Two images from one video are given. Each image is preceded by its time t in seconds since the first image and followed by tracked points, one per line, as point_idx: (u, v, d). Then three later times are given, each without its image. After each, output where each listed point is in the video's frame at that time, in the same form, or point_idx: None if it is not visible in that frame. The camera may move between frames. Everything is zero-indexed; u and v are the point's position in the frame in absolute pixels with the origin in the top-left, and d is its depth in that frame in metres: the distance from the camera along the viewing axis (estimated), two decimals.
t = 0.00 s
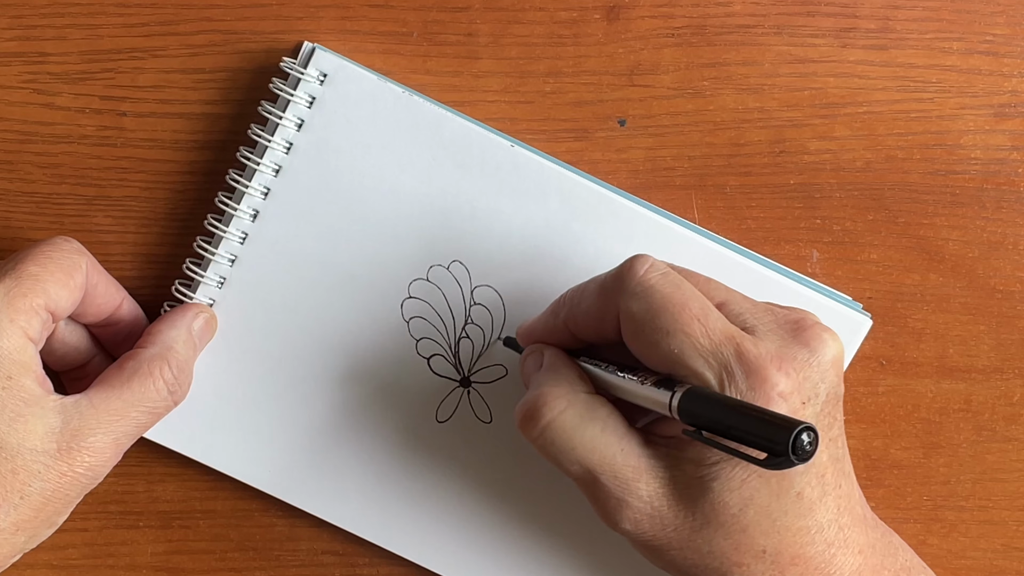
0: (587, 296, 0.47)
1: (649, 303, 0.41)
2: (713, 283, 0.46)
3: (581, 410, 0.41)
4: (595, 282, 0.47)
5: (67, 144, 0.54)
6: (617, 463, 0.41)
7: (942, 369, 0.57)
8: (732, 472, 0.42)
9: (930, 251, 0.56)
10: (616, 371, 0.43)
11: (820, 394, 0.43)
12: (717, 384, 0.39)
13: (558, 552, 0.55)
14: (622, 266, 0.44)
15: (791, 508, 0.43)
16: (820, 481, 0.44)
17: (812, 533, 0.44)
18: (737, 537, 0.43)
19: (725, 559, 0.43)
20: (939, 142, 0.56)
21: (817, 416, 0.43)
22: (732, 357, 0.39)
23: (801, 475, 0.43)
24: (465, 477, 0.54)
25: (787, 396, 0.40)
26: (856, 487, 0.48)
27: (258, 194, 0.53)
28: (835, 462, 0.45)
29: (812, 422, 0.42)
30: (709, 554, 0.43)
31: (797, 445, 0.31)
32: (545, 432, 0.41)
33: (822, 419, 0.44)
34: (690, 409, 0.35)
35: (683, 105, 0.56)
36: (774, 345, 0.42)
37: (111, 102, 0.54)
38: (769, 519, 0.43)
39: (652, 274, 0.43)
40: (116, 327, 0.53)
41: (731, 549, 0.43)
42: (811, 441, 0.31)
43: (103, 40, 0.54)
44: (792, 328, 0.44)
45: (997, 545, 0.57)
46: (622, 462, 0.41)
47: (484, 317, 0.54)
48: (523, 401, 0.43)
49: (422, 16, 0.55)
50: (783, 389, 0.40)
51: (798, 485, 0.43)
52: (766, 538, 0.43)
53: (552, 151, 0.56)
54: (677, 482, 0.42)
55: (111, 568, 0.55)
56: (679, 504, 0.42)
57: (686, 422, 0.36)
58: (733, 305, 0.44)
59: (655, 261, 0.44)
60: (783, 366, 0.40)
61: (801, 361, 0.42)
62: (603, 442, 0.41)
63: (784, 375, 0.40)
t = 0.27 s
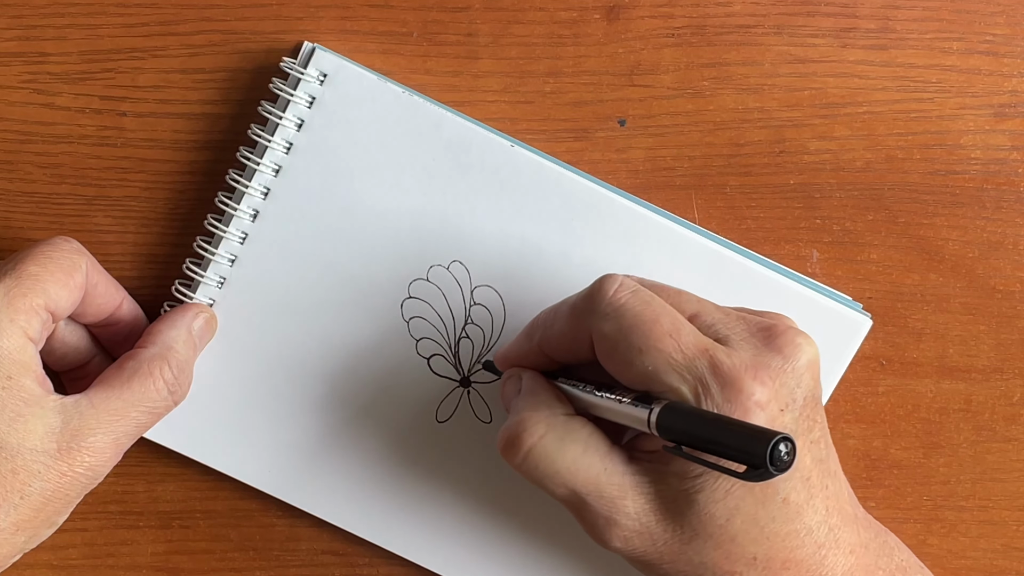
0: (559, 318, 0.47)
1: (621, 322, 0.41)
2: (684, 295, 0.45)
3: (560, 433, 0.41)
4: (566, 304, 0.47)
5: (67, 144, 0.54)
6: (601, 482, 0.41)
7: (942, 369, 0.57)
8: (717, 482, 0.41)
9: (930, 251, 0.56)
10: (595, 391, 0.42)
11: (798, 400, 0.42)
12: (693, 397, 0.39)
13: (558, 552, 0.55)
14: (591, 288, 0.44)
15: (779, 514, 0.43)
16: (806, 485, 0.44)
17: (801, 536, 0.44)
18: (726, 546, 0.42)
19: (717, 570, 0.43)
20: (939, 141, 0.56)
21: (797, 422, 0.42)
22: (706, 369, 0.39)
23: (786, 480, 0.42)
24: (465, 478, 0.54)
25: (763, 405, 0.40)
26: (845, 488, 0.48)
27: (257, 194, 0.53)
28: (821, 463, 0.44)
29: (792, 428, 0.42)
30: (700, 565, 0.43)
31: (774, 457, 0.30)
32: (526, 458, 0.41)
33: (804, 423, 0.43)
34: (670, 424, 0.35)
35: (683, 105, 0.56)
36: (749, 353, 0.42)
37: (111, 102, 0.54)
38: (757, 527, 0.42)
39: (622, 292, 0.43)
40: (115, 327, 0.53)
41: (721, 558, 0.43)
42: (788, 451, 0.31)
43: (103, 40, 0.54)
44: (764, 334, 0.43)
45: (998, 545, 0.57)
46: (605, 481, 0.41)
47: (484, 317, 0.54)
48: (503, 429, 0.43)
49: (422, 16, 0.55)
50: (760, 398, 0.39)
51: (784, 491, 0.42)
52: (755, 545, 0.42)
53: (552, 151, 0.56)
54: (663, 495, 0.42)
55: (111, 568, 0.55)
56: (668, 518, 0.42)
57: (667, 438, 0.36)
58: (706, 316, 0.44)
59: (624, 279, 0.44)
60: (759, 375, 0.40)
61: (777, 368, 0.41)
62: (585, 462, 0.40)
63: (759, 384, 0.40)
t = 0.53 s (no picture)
0: (606, 258, 0.45)
1: (672, 273, 0.42)
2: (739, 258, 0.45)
3: (603, 378, 0.42)
4: (610, 242, 0.46)
5: (67, 145, 0.54)
6: (634, 433, 0.42)
7: (942, 369, 0.57)
8: (746, 451, 0.42)
9: (930, 251, 0.56)
10: (629, 336, 0.42)
11: (835, 378, 0.44)
12: (735, 360, 0.40)
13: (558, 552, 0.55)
14: (645, 233, 0.44)
15: (800, 493, 0.43)
16: (829, 469, 0.44)
17: (819, 520, 0.45)
18: (745, 517, 0.43)
19: (733, 539, 0.44)
20: (939, 142, 0.56)
21: (832, 401, 0.44)
22: (755, 335, 0.40)
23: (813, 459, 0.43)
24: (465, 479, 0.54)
25: (806, 376, 0.41)
26: (860, 478, 0.49)
27: (257, 193, 0.53)
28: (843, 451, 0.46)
29: (826, 405, 0.44)
30: (718, 532, 0.44)
31: (820, 446, 0.31)
32: (564, 401, 0.43)
33: (837, 406, 0.44)
34: (710, 386, 0.36)
35: (683, 105, 0.56)
36: (796, 324, 0.43)
37: (111, 102, 0.54)
38: (778, 502, 0.43)
39: (678, 245, 0.43)
40: (123, 353, 0.52)
41: (739, 529, 0.44)
42: (833, 442, 0.31)
43: (103, 40, 0.54)
44: (815, 312, 0.45)
45: (998, 545, 0.57)
46: (639, 431, 0.42)
47: (484, 322, 0.54)
48: (540, 365, 0.44)
49: (422, 16, 0.55)
50: (804, 369, 0.41)
51: (810, 470, 0.43)
52: (772, 521, 0.44)
53: (552, 151, 0.56)
54: (693, 455, 0.43)
55: (111, 568, 0.55)
56: (693, 476, 0.43)
57: (703, 400, 0.36)
58: (757, 284, 0.45)
59: (680, 231, 0.44)
60: (803, 346, 0.42)
61: (819, 343, 0.43)
62: (624, 412, 0.42)
63: (803, 355, 0.42)
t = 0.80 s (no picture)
0: (577, 267, 0.46)
1: (642, 279, 0.42)
2: (706, 260, 0.46)
3: (574, 390, 0.42)
4: (585, 253, 0.46)
5: (67, 145, 0.54)
6: (612, 441, 0.42)
7: (942, 369, 0.57)
8: (725, 452, 0.42)
9: (930, 251, 0.56)
10: (601, 343, 0.43)
11: (810, 374, 0.43)
12: (708, 362, 0.40)
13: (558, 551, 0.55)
14: (614, 241, 0.44)
15: (785, 490, 0.43)
16: (813, 464, 0.44)
17: (806, 516, 0.45)
18: (731, 517, 0.43)
19: (720, 539, 0.44)
20: (939, 142, 0.56)
21: (809, 397, 0.43)
22: (725, 335, 0.40)
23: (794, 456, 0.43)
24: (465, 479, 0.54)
25: (779, 375, 0.41)
26: (849, 474, 0.49)
27: (254, 198, 0.53)
28: (827, 444, 0.45)
29: (803, 403, 0.43)
30: (704, 532, 0.44)
31: (789, 439, 0.31)
32: (542, 416, 0.43)
33: (814, 401, 0.44)
34: (679, 390, 0.36)
35: (683, 105, 0.56)
36: (766, 323, 0.43)
37: (111, 102, 0.54)
38: (763, 501, 0.43)
39: (645, 252, 0.43)
40: (125, 358, 0.52)
41: (726, 529, 0.43)
42: (802, 434, 0.32)
43: (103, 40, 0.54)
44: (785, 308, 0.44)
45: (998, 545, 0.57)
46: (617, 440, 0.42)
47: (483, 323, 0.54)
48: (518, 382, 0.44)
49: (422, 16, 0.55)
50: (776, 368, 0.41)
51: (792, 467, 0.43)
52: (759, 519, 0.43)
53: (552, 151, 0.56)
54: (672, 460, 0.43)
55: (111, 568, 0.55)
56: (675, 482, 0.43)
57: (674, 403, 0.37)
58: (726, 285, 0.45)
59: (648, 238, 0.44)
60: (776, 346, 0.41)
61: (793, 341, 0.43)
62: (599, 421, 0.42)
63: (776, 354, 0.41)
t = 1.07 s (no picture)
0: (578, 266, 0.46)
1: (643, 278, 0.42)
2: (707, 259, 0.46)
3: (575, 389, 0.42)
4: (586, 252, 0.46)
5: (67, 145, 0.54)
6: (614, 440, 0.42)
7: (942, 369, 0.57)
8: (726, 451, 0.42)
9: (930, 251, 0.56)
10: (602, 342, 0.43)
11: (811, 373, 0.43)
12: (709, 361, 0.40)
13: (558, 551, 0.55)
14: (615, 240, 0.44)
15: (786, 490, 0.43)
16: (814, 463, 0.44)
17: (807, 516, 0.45)
18: (732, 517, 0.43)
19: (721, 538, 0.44)
20: (939, 142, 0.56)
21: (809, 396, 0.43)
22: (726, 334, 0.40)
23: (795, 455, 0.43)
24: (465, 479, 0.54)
25: (779, 374, 0.41)
26: (850, 474, 0.49)
27: (254, 198, 0.53)
28: (828, 443, 0.45)
29: (804, 402, 0.43)
30: (705, 532, 0.44)
31: (790, 437, 0.31)
32: (543, 415, 0.43)
33: (815, 400, 0.44)
34: (681, 389, 0.36)
35: (683, 106, 0.56)
36: (767, 323, 0.43)
37: (111, 102, 0.54)
38: (764, 500, 0.43)
39: (647, 251, 0.43)
40: (125, 358, 0.52)
41: (726, 528, 0.43)
42: (804, 432, 0.31)
43: (103, 40, 0.54)
44: (786, 308, 0.44)
45: (997, 545, 0.57)
46: (619, 439, 0.42)
47: (483, 323, 0.54)
48: (519, 381, 0.44)
49: (422, 16, 0.55)
50: (776, 367, 0.41)
51: (792, 466, 0.43)
52: (760, 519, 0.43)
53: (552, 151, 0.56)
54: (673, 459, 0.43)
55: (111, 568, 0.55)
56: (676, 481, 0.43)
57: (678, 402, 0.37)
58: (727, 284, 0.45)
59: (649, 237, 0.44)
60: (776, 345, 0.41)
61: (794, 341, 0.43)
62: (600, 420, 0.42)
63: (777, 353, 0.41)
